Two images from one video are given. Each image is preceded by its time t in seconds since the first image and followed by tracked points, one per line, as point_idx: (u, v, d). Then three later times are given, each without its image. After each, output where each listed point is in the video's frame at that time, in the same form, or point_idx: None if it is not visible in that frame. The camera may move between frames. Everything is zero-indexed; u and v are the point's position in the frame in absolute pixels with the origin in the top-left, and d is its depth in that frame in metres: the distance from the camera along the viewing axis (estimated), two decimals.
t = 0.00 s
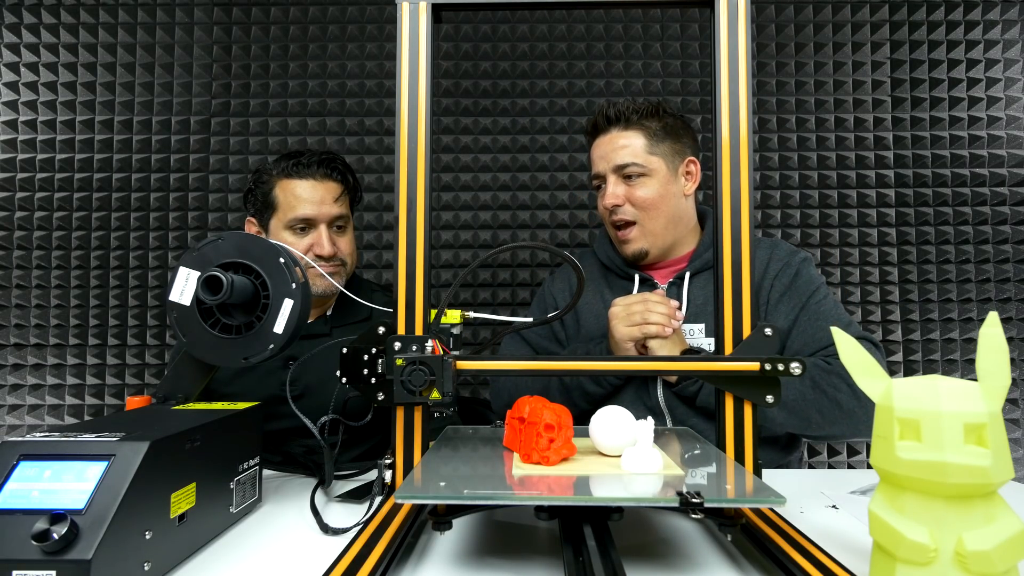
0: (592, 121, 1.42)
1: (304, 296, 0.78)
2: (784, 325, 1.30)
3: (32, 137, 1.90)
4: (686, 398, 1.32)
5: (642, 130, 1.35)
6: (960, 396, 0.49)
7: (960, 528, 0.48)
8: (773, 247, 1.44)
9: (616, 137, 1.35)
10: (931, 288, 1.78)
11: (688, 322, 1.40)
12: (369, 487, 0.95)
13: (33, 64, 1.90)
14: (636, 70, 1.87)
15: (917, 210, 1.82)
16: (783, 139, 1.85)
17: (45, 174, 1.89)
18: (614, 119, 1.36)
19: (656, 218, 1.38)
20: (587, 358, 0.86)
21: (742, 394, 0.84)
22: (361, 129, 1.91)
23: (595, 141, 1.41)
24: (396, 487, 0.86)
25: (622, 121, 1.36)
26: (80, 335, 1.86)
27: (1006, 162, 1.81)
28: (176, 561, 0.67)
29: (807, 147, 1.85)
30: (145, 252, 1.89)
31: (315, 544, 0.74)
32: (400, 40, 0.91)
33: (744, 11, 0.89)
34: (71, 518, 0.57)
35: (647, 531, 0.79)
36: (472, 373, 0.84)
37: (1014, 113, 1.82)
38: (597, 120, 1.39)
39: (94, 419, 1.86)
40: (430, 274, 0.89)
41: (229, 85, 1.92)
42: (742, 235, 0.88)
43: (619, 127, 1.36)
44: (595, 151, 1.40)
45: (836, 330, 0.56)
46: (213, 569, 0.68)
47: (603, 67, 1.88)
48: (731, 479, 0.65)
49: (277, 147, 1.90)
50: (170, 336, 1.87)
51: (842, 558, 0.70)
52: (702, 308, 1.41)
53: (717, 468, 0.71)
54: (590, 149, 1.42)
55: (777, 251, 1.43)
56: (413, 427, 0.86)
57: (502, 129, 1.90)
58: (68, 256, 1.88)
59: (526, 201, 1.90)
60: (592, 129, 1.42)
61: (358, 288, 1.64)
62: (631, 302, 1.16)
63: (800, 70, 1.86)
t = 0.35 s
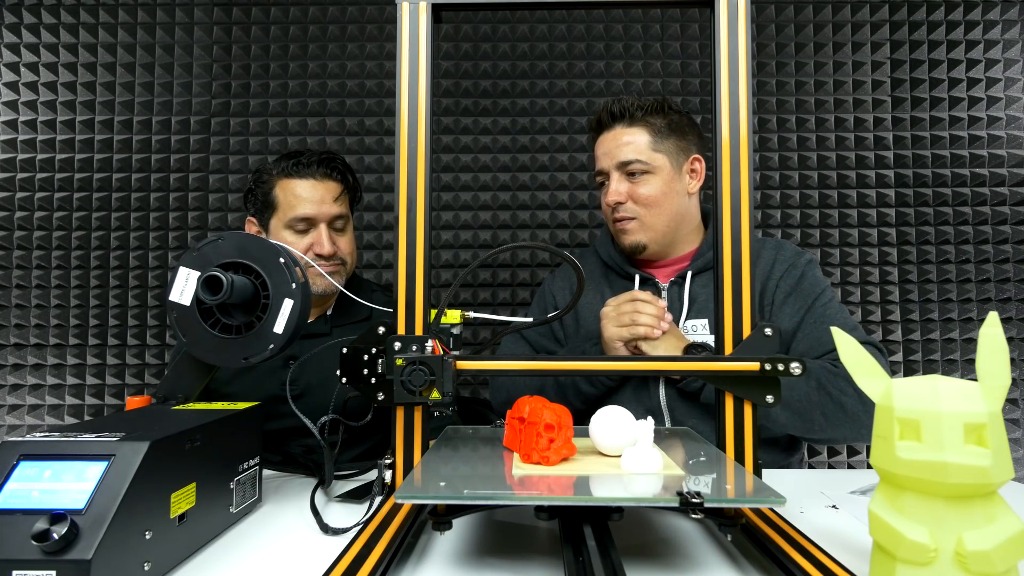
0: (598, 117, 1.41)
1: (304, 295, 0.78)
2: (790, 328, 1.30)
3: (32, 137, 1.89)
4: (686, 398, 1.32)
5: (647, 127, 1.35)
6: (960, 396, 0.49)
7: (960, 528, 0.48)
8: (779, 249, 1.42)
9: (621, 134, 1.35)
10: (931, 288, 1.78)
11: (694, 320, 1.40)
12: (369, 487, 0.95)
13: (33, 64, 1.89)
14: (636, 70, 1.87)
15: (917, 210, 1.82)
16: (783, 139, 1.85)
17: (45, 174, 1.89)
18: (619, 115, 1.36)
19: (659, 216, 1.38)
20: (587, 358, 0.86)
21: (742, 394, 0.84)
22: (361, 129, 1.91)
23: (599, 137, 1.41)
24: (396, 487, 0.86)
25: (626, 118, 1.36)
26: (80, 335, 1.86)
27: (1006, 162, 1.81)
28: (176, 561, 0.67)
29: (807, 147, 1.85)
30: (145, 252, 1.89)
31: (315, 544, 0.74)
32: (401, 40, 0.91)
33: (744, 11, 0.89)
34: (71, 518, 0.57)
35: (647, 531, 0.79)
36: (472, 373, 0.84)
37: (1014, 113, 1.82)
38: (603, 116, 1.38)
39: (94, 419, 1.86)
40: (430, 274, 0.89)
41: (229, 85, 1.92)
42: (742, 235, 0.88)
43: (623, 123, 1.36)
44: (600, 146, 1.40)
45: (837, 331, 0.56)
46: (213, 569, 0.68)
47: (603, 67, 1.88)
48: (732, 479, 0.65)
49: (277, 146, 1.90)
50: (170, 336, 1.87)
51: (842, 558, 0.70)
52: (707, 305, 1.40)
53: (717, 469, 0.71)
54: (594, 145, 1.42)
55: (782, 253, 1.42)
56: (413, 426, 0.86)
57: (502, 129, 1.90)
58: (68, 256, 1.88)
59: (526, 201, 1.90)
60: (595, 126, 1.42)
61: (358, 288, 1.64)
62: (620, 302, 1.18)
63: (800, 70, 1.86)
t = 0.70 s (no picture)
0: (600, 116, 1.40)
1: (304, 296, 0.78)
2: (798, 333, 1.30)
3: (32, 137, 1.89)
4: (686, 398, 1.32)
5: (650, 127, 1.34)
6: (960, 396, 0.49)
7: (960, 528, 0.48)
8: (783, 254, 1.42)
9: (624, 134, 1.34)
10: (931, 288, 1.78)
11: (700, 321, 1.40)
12: (369, 487, 0.95)
13: (33, 64, 1.90)
14: (636, 70, 1.87)
15: (917, 210, 1.82)
16: (783, 139, 1.85)
17: (45, 174, 1.89)
18: (622, 115, 1.35)
19: (662, 217, 1.38)
20: (587, 358, 0.86)
21: (742, 394, 0.84)
22: (361, 129, 1.91)
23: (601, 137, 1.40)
24: (396, 487, 0.86)
25: (630, 118, 1.35)
26: (80, 335, 1.86)
27: (1006, 162, 1.81)
28: (176, 561, 0.67)
29: (807, 147, 1.85)
30: (145, 252, 1.89)
31: (315, 544, 0.74)
32: (401, 39, 0.91)
33: (744, 11, 0.89)
34: (71, 518, 0.57)
35: (648, 531, 0.79)
36: (472, 373, 0.84)
37: (1014, 113, 1.82)
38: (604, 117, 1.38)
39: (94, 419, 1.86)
40: (430, 274, 0.89)
41: (229, 86, 1.92)
42: (742, 235, 0.88)
43: (626, 123, 1.35)
44: (601, 146, 1.39)
45: (837, 331, 0.56)
46: (213, 569, 0.68)
47: (603, 67, 1.88)
48: (732, 479, 0.65)
49: (277, 146, 1.90)
50: (170, 336, 1.87)
51: (842, 558, 0.70)
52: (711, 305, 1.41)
53: (717, 469, 0.71)
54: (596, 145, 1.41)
55: (786, 257, 1.42)
56: (413, 426, 0.86)
57: (502, 129, 1.90)
58: (68, 256, 1.88)
59: (526, 201, 1.90)
60: (598, 125, 1.40)
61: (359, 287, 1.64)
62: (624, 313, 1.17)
63: (800, 70, 1.86)
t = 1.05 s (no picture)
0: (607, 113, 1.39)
1: (304, 296, 0.78)
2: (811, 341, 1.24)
3: (32, 137, 1.90)
4: (686, 398, 1.32)
5: (672, 126, 1.34)
6: (960, 396, 0.49)
7: (960, 528, 0.48)
8: (786, 257, 1.35)
9: (646, 129, 1.33)
10: (931, 288, 1.78)
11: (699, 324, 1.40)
12: (369, 487, 0.95)
13: (33, 64, 1.90)
14: (636, 70, 1.87)
15: (917, 210, 1.82)
16: (783, 139, 1.85)
17: (45, 174, 1.89)
18: (647, 108, 1.33)
19: (679, 216, 1.39)
20: (587, 358, 0.86)
21: (742, 394, 0.84)
22: (361, 129, 1.91)
23: (618, 130, 1.37)
24: (396, 487, 0.86)
25: (653, 112, 1.34)
26: (80, 335, 1.86)
27: (1006, 162, 1.81)
28: (176, 561, 0.67)
29: (807, 147, 1.85)
30: (145, 252, 1.89)
31: (315, 543, 0.74)
32: (401, 39, 0.91)
33: (744, 11, 0.89)
34: (71, 518, 0.57)
35: (647, 531, 0.79)
36: (472, 373, 0.84)
37: (1014, 113, 1.82)
38: (616, 112, 1.35)
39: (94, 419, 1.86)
40: (430, 273, 0.89)
41: (229, 86, 1.92)
42: (742, 235, 0.88)
43: (649, 117, 1.34)
44: (619, 139, 1.36)
45: (837, 331, 0.56)
46: (213, 569, 0.68)
47: (603, 67, 1.88)
48: (731, 479, 0.65)
49: (277, 147, 1.90)
50: (170, 336, 1.87)
51: (842, 558, 0.70)
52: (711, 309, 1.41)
53: (717, 469, 0.71)
54: (612, 138, 1.37)
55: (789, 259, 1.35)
56: (413, 426, 0.86)
57: (502, 129, 1.90)
58: (68, 256, 1.88)
59: (526, 201, 1.90)
60: (619, 115, 1.36)
61: (359, 287, 1.63)
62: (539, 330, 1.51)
63: (800, 70, 1.86)
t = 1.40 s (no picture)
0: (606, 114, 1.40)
1: (304, 296, 0.78)
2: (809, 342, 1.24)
3: (32, 137, 1.89)
4: (685, 398, 1.32)
5: (673, 127, 1.34)
6: (960, 397, 0.49)
7: (960, 528, 0.48)
8: (781, 259, 1.35)
9: (647, 130, 1.32)
10: (931, 288, 1.78)
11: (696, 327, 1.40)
12: (369, 487, 0.95)
13: (33, 64, 1.90)
14: (636, 70, 1.87)
15: (917, 210, 1.82)
16: (783, 139, 1.85)
17: (45, 174, 1.89)
18: (650, 108, 1.33)
19: (678, 218, 1.38)
20: (587, 358, 0.86)
21: (742, 394, 0.84)
22: (361, 129, 1.91)
23: (619, 130, 1.35)
24: (396, 487, 0.86)
25: (656, 113, 1.34)
26: (80, 335, 1.86)
27: (1006, 162, 1.81)
28: (176, 561, 0.67)
29: (807, 147, 1.85)
30: (145, 252, 1.89)
31: (315, 544, 0.74)
32: (401, 39, 0.91)
33: (744, 11, 0.89)
34: (71, 518, 0.57)
35: (647, 531, 0.79)
36: (472, 373, 0.84)
37: (1014, 113, 1.82)
38: (616, 111, 1.36)
39: (94, 419, 1.86)
40: (430, 274, 0.89)
41: (229, 86, 1.92)
42: (742, 236, 0.88)
43: (652, 118, 1.34)
44: (620, 139, 1.34)
45: (837, 331, 0.56)
46: (213, 569, 0.68)
47: (603, 67, 1.88)
48: (732, 479, 0.65)
49: (277, 146, 1.90)
50: (170, 336, 1.87)
51: (842, 558, 0.70)
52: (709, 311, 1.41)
53: (718, 469, 0.71)
54: (613, 138, 1.35)
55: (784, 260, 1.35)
56: (413, 426, 0.86)
57: (502, 129, 1.90)
58: (68, 256, 1.88)
59: (526, 201, 1.90)
60: (621, 114, 1.35)
61: (359, 287, 1.63)
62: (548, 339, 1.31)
63: (800, 70, 1.86)
